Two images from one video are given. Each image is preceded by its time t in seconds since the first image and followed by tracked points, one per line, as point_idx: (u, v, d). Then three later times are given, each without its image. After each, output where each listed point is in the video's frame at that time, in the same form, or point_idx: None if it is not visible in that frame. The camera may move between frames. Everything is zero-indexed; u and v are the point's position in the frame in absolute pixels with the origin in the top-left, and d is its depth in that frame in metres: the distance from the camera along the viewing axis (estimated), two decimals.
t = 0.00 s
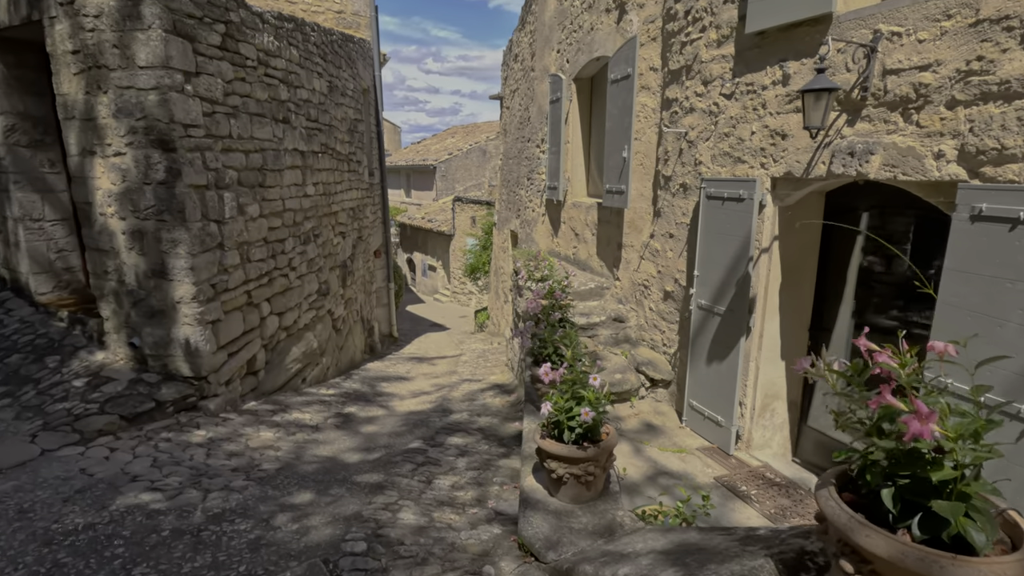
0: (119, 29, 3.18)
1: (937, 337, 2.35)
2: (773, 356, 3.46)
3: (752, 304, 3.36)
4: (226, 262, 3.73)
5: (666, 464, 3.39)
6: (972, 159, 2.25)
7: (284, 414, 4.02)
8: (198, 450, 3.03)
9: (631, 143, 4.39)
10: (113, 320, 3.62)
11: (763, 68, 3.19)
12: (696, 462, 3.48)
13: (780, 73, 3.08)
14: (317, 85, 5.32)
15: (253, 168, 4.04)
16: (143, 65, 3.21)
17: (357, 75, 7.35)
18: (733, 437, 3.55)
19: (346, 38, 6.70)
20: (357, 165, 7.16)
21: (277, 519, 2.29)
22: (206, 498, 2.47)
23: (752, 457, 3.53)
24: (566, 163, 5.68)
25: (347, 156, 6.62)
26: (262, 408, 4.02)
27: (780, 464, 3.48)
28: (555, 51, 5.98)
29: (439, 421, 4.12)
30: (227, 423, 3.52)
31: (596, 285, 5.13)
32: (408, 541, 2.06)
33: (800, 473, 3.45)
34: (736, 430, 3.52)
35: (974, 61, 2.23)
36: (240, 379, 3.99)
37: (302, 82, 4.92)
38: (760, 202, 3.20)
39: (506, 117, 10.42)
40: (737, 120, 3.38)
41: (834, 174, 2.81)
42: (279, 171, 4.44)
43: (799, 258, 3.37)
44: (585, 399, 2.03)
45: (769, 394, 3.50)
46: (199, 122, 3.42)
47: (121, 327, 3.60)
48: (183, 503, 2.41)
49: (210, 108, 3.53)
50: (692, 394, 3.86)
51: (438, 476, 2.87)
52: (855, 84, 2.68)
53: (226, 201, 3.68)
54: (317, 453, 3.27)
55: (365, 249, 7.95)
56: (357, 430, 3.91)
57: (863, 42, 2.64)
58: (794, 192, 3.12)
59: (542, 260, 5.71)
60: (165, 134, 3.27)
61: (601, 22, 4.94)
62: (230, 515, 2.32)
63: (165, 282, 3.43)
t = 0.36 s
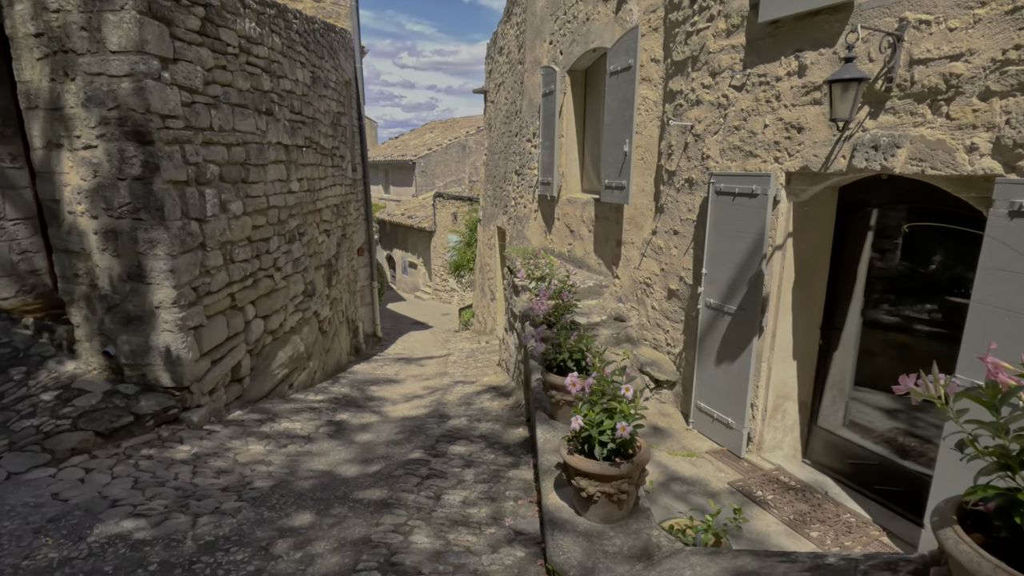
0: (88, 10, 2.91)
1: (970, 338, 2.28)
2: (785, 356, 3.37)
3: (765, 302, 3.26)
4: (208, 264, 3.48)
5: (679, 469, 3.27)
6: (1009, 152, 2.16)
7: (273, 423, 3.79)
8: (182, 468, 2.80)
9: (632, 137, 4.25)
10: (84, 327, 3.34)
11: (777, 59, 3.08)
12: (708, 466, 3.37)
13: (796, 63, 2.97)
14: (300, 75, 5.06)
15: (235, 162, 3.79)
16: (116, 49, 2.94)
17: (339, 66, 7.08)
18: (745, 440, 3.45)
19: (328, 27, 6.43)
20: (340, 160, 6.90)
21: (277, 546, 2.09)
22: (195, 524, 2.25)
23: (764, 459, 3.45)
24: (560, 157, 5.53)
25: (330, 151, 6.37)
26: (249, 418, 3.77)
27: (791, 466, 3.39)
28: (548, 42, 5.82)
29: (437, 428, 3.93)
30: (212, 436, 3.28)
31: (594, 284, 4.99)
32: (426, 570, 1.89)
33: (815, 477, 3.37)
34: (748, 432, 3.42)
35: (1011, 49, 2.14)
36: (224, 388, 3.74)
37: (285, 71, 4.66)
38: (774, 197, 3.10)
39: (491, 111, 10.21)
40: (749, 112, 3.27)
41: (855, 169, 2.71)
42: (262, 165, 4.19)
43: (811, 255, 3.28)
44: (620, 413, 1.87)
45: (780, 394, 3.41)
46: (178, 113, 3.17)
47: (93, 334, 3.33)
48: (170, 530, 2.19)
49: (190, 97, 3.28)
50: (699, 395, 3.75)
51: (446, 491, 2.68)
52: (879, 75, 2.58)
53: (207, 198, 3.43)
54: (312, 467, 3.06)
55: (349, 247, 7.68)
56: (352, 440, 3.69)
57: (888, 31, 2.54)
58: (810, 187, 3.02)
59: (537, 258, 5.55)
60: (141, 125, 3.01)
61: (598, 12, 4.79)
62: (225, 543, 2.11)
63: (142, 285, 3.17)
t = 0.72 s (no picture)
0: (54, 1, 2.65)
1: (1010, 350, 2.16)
2: (800, 369, 3.26)
3: (781, 314, 3.14)
4: (190, 277, 3.23)
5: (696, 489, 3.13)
6: None
7: (261, 446, 3.54)
8: (166, 504, 2.56)
9: (635, 140, 4.12)
10: (53, 348, 3.07)
11: (794, 60, 2.96)
12: (723, 484, 3.24)
13: (815, 65, 2.85)
14: (284, 74, 4.81)
15: (217, 167, 3.54)
16: (85, 45, 2.68)
17: (323, 64, 6.82)
18: (760, 455, 3.33)
19: (311, 24, 6.17)
20: (325, 162, 6.64)
21: None
22: (184, 573, 2.03)
23: (779, 474, 3.33)
24: (557, 159, 5.37)
25: (315, 153, 6.11)
26: (235, 441, 3.53)
27: (807, 482, 3.29)
28: (541, 41, 5.65)
29: (437, 446, 3.74)
30: (196, 465, 3.04)
31: (594, 291, 4.84)
32: None
33: (832, 492, 3.26)
34: (763, 447, 3.30)
35: None
36: (208, 409, 3.49)
37: (269, 70, 4.41)
38: (791, 205, 2.98)
39: (477, 110, 10.02)
40: (763, 115, 3.15)
41: (880, 176, 2.60)
42: (246, 170, 3.94)
43: (827, 263, 3.17)
44: (664, 449, 1.72)
45: (796, 407, 3.30)
46: (156, 115, 2.92)
47: (63, 356, 3.06)
48: None
49: (168, 98, 3.03)
50: (710, 408, 3.62)
51: (457, 524, 2.49)
52: (907, 78, 2.47)
53: (188, 206, 3.18)
54: (308, 497, 2.84)
55: (335, 252, 7.42)
56: (347, 462, 3.47)
57: (919, 32, 2.42)
58: (830, 195, 2.90)
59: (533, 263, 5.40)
60: (115, 128, 2.76)
61: (596, 10, 4.65)
62: None
63: (117, 303, 2.91)
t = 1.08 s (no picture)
0: None
1: None
2: (818, 382, 3.13)
3: (800, 325, 3.00)
4: (169, 292, 2.98)
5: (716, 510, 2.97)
6: None
7: (248, 473, 3.30)
8: (146, 547, 2.31)
9: (639, 144, 3.98)
10: (17, 373, 2.79)
11: (813, 61, 2.83)
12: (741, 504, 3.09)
13: (836, 66, 2.73)
14: (267, 74, 4.57)
15: (198, 174, 3.29)
16: (51, 40, 2.43)
17: (305, 65, 6.56)
18: (778, 472, 3.19)
19: (293, 23, 5.92)
20: (309, 166, 6.38)
21: None
22: None
23: (798, 492, 3.20)
24: (553, 164, 5.23)
25: (299, 157, 5.86)
26: (220, 468, 3.28)
27: (826, 499, 3.16)
28: (535, 42, 5.49)
29: (437, 468, 3.53)
30: (179, 498, 2.79)
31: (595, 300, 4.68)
32: None
33: (853, 510, 3.14)
34: (781, 464, 3.16)
35: None
36: (190, 434, 3.24)
37: (252, 70, 4.16)
38: (811, 212, 2.85)
39: (463, 113, 9.82)
40: (778, 119, 3.02)
41: (909, 182, 2.48)
42: (229, 176, 3.70)
43: (845, 272, 3.05)
44: (721, 493, 1.59)
45: (813, 422, 3.17)
46: (131, 117, 2.68)
47: (29, 382, 2.78)
48: None
49: (144, 99, 2.78)
50: (723, 423, 3.47)
51: (470, 562, 2.29)
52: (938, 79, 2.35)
53: (166, 216, 2.93)
54: (302, 532, 2.61)
55: (319, 259, 7.15)
56: (342, 488, 3.25)
57: (951, 30, 2.30)
58: (852, 202, 2.78)
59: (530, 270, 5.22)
60: (85, 132, 2.50)
61: (594, 9, 4.50)
62: None
63: (89, 323, 2.65)
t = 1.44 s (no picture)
0: None
1: None
2: (846, 403, 2.99)
3: (828, 345, 2.86)
4: (152, 317, 2.74)
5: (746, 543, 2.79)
6: None
7: (240, 510, 3.04)
8: None
9: (650, 154, 3.82)
10: None
11: (842, 69, 2.70)
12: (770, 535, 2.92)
13: (868, 73, 2.59)
14: (256, 81, 4.34)
15: (184, 187, 3.06)
16: (19, 41, 2.18)
17: (294, 72, 6.33)
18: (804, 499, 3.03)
19: (281, 28, 5.69)
20: (298, 176, 6.13)
21: None
22: None
23: (826, 519, 3.04)
24: (554, 173, 5.05)
25: (288, 167, 5.62)
26: (209, 506, 3.02)
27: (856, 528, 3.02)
28: (534, 48, 5.33)
29: (444, 499, 3.31)
30: (164, 545, 2.53)
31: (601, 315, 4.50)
32: None
33: (885, 539, 2.99)
34: (808, 491, 3.00)
35: None
36: (175, 469, 2.98)
37: (240, 76, 3.93)
38: (841, 226, 2.71)
39: (454, 120, 9.63)
40: (803, 129, 2.88)
41: (949, 196, 2.35)
42: (216, 189, 3.46)
43: (873, 288, 2.92)
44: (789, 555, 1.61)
45: (841, 445, 3.02)
46: (111, 126, 2.44)
47: None
48: None
49: (124, 106, 2.54)
50: (743, 446, 3.30)
51: None
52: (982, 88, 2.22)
53: (150, 233, 2.69)
54: None
55: (308, 272, 6.88)
56: (342, 525, 3.01)
57: (998, 36, 2.17)
58: (885, 216, 2.65)
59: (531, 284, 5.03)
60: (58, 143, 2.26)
61: (598, 15, 4.35)
62: None
63: (62, 354, 2.39)
